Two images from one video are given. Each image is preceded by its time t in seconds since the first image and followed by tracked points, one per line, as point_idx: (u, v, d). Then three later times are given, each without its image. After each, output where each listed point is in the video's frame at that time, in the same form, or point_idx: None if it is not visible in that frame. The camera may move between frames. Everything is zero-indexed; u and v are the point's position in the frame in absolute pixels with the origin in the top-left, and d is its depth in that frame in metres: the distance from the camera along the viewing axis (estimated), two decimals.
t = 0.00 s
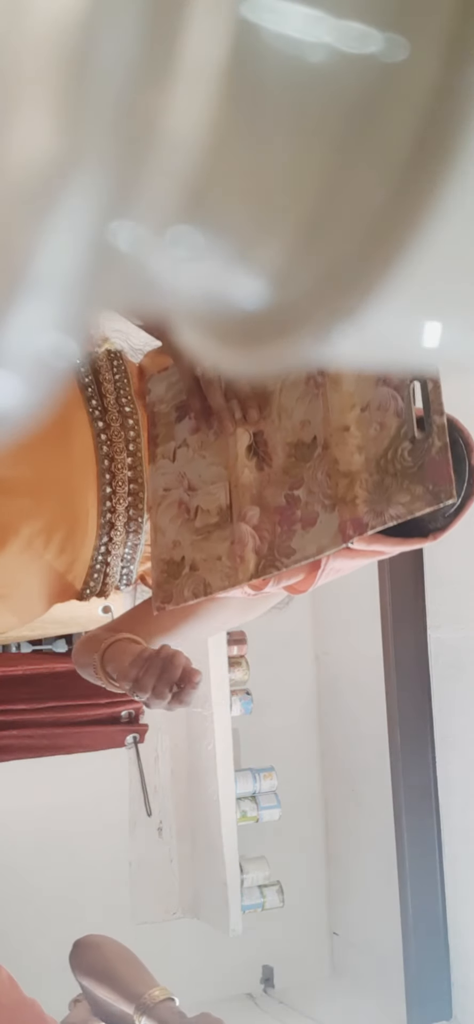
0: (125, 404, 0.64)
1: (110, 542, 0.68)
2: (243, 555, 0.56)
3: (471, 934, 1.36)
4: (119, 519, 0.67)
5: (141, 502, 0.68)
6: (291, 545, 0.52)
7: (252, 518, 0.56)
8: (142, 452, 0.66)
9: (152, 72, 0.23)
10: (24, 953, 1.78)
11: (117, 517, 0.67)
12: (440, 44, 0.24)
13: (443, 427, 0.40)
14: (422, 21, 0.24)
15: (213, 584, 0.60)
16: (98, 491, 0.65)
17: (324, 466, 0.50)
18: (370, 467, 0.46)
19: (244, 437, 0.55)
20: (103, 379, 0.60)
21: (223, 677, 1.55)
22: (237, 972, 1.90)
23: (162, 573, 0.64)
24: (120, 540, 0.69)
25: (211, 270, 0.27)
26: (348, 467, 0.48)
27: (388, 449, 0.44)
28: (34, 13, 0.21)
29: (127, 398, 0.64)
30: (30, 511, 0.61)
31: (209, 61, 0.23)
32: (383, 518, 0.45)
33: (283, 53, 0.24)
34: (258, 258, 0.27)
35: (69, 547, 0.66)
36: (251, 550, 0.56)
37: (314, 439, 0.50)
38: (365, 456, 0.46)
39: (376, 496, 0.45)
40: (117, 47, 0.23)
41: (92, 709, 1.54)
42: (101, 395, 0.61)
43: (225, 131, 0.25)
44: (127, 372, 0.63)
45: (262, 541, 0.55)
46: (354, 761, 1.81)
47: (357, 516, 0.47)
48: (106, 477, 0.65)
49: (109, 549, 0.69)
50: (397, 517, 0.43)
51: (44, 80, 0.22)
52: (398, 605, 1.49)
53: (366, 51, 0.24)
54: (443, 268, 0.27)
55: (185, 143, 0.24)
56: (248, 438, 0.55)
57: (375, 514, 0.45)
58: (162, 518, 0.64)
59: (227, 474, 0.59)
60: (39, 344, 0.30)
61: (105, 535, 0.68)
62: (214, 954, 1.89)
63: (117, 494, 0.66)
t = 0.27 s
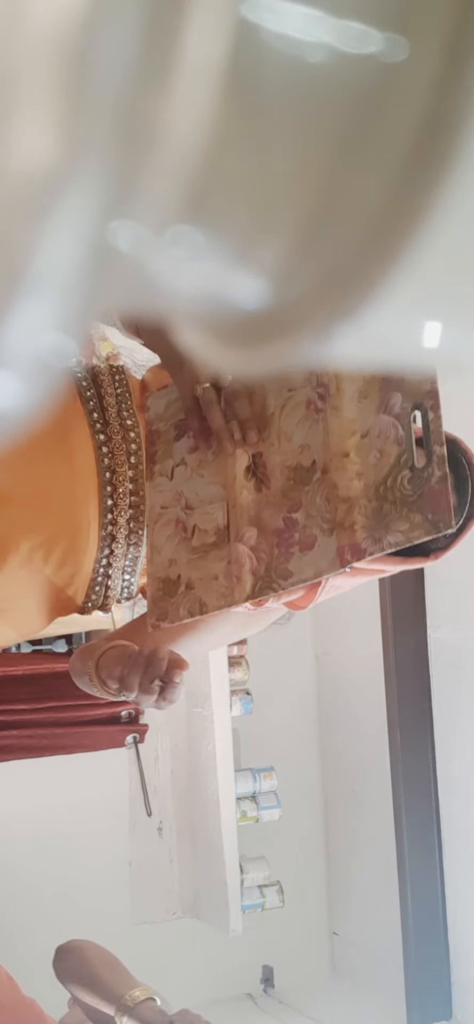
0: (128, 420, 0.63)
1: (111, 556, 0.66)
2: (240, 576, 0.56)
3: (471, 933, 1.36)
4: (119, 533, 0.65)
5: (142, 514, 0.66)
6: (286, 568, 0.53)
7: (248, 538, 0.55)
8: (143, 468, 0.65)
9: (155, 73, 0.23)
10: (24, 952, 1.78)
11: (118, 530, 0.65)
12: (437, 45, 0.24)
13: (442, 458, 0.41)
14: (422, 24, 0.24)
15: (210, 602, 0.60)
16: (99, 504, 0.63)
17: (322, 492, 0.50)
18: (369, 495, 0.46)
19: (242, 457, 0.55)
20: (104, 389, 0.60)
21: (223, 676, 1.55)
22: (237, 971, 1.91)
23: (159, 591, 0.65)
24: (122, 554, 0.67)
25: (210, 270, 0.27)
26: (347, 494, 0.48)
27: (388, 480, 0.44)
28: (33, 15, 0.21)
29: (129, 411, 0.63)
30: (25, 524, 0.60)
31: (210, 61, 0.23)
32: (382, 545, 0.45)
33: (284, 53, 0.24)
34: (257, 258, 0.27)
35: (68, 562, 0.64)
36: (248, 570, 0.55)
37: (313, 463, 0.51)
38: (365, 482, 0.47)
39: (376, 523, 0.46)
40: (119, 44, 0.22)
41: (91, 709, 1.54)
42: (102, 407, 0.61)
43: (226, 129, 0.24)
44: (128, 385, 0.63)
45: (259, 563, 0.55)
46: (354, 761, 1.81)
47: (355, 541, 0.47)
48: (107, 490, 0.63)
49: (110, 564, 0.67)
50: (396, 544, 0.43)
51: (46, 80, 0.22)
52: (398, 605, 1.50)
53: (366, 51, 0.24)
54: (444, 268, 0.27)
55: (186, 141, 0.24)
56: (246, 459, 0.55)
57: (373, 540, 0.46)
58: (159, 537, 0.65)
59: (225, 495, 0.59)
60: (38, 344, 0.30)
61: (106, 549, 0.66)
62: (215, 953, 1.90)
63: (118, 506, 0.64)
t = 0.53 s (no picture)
0: (127, 428, 0.65)
1: (111, 565, 0.68)
2: (236, 596, 0.61)
3: (471, 934, 1.36)
4: (121, 539, 0.67)
5: (141, 525, 0.68)
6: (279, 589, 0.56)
7: (244, 557, 0.61)
8: (142, 477, 0.67)
9: (156, 73, 0.23)
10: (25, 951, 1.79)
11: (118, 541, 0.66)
12: (437, 43, 0.24)
13: (433, 481, 0.42)
14: (422, 24, 0.24)
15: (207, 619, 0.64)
16: (99, 513, 0.64)
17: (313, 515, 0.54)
18: (362, 517, 0.49)
19: (239, 479, 0.61)
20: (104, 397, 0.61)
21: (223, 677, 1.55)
22: (237, 971, 1.91)
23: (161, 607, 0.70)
24: (121, 562, 0.68)
25: (211, 270, 0.27)
26: (341, 515, 0.51)
27: (380, 502, 0.47)
28: (32, 15, 0.21)
29: (129, 422, 0.65)
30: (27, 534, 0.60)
31: (209, 60, 0.23)
32: (374, 568, 0.47)
33: (284, 53, 0.24)
34: (258, 259, 0.27)
35: (68, 570, 0.64)
36: (244, 590, 0.60)
37: (308, 485, 0.55)
38: (358, 505, 0.49)
39: (369, 546, 0.48)
40: (118, 44, 0.22)
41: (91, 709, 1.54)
42: (103, 417, 0.62)
43: (226, 128, 0.24)
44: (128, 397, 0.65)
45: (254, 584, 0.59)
46: (354, 761, 1.81)
47: (348, 563, 0.50)
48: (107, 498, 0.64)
49: (109, 572, 0.68)
50: (387, 569, 0.45)
51: (46, 81, 0.22)
52: (397, 606, 1.50)
53: (366, 51, 0.24)
54: (444, 268, 0.27)
55: (186, 141, 0.24)
56: (243, 479, 0.61)
57: (367, 562, 0.47)
58: (159, 554, 0.70)
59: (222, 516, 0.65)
60: (37, 344, 0.30)
61: (106, 557, 0.67)
62: (215, 953, 1.91)
63: (118, 515, 0.66)
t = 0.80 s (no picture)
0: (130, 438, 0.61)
1: (110, 573, 0.64)
2: (229, 626, 0.50)
3: (472, 934, 1.36)
4: (120, 548, 0.63)
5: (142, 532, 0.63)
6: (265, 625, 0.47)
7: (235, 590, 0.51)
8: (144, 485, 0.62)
9: (158, 74, 0.23)
10: (25, 951, 1.80)
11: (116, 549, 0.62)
12: (436, 39, 0.24)
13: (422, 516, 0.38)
14: (423, 23, 0.24)
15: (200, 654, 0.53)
16: (99, 522, 0.61)
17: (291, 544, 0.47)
18: (351, 552, 0.42)
19: (232, 504, 0.51)
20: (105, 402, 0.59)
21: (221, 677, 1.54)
22: (237, 972, 1.92)
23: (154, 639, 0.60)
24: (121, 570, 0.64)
25: (211, 270, 0.27)
26: (330, 546, 0.44)
27: (367, 539, 0.41)
28: (31, 15, 0.22)
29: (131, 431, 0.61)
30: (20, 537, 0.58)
31: (208, 61, 0.23)
32: (361, 604, 0.40)
33: (284, 53, 0.24)
34: (257, 258, 0.27)
35: (65, 580, 0.62)
36: (236, 618, 0.50)
37: (298, 515, 0.46)
38: (348, 538, 0.43)
39: (356, 580, 0.41)
40: (119, 44, 0.23)
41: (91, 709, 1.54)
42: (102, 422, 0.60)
43: (226, 128, 0.24)
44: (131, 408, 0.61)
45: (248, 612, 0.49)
46: (355, 760, 1.81)
47: (337, 597, 0.42)
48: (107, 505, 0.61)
49: (109, 581, 0.64)
50: (373, 605, 0.39)
51: (48, 83, 0.23)
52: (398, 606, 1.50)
53: (366, 51, 0.24)
54: (447, 265, 0.26)
55: (186, 142, 0.24)
56: (236, 507, 0.51)
57: (355, 597, 0.41)
58: (159, 581, 0.60)
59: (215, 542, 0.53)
60: (40, 344, 0.31)
61: (106, 564, 0.63)
62: (214, 952, 1.91)
63: (120, 524, 0.62)
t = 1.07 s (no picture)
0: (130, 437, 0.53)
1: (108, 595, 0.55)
2: (227, 646, 0.46)
3: (471, 935, 1.36)
4: (120, 555, 0.53)
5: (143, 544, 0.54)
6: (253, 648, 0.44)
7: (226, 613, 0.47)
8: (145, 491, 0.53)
9: (156, 78, 0.23)
10: (25, 951, 1.80)
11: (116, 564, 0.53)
12: (438, 43, 0.24)
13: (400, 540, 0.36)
14: (423, 22, 0.24)
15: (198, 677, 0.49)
16: (98, 523, 0.52)
17: (277, 566, 0.43)
18: (334, 576, 0.39)
19: (225, 524, 0.47)
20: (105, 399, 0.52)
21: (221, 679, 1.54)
22: (237, 971, 1.92)
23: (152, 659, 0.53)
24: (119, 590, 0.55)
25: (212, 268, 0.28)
26: (316, 572, 0.40)
27: (348, 564, 0.38)
28: (29, 21, 0.21)
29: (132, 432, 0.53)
30: None
31: (207, 62, 0.23)
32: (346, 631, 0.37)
33: (285, 53, 0.24)
34: (258, 258, 0.27)
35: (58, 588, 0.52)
36: (232, 641, 0.46)
37: (287, 537, 0.43)
38: (333, 563, 0.40)
39: (342, 606, 0.38)
40: (115, 49, 0.22)
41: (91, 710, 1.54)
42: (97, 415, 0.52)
43: (226, 130, 0.24)
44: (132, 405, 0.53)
45: (243, 633, 0.45)
46: (355, 760, 1.81)
47: (325, 623, 0.39)
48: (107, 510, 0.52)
49: (109, 590, 0.54)
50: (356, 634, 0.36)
51: (49, 89, 0.22)
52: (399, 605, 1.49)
53: (366, 51, 0.24)
54: (443, 265, 0.27)
55: (186, 147, 0.24)
56: (229, 524, 0.47)
57: (339, 622, 0.38)
58: (158, 599, 0.53)
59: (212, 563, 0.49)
60: (40, 336, 0.32)
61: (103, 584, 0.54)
62: (214, 952, 1.91)
63: (119, 525, 0.52)
